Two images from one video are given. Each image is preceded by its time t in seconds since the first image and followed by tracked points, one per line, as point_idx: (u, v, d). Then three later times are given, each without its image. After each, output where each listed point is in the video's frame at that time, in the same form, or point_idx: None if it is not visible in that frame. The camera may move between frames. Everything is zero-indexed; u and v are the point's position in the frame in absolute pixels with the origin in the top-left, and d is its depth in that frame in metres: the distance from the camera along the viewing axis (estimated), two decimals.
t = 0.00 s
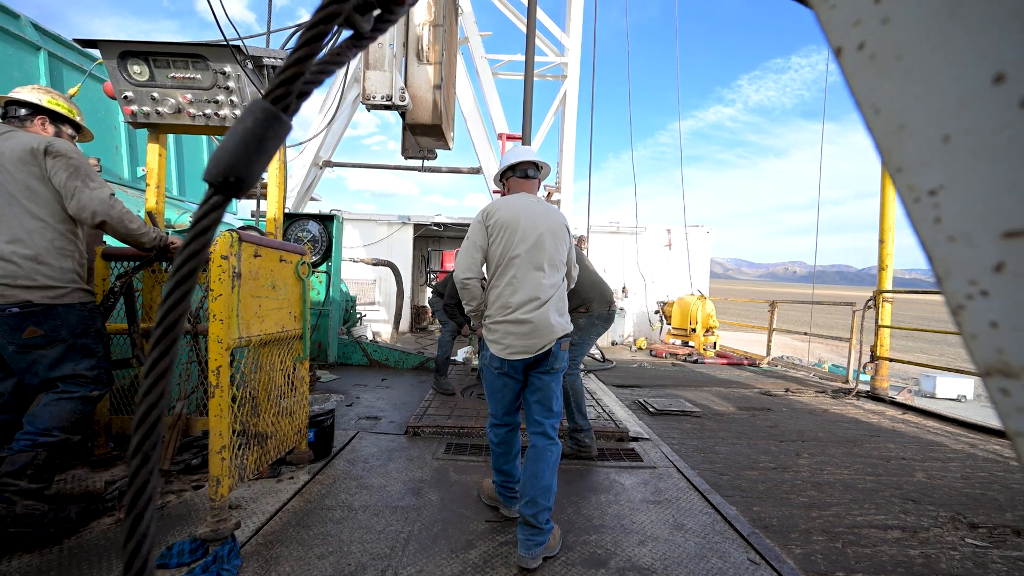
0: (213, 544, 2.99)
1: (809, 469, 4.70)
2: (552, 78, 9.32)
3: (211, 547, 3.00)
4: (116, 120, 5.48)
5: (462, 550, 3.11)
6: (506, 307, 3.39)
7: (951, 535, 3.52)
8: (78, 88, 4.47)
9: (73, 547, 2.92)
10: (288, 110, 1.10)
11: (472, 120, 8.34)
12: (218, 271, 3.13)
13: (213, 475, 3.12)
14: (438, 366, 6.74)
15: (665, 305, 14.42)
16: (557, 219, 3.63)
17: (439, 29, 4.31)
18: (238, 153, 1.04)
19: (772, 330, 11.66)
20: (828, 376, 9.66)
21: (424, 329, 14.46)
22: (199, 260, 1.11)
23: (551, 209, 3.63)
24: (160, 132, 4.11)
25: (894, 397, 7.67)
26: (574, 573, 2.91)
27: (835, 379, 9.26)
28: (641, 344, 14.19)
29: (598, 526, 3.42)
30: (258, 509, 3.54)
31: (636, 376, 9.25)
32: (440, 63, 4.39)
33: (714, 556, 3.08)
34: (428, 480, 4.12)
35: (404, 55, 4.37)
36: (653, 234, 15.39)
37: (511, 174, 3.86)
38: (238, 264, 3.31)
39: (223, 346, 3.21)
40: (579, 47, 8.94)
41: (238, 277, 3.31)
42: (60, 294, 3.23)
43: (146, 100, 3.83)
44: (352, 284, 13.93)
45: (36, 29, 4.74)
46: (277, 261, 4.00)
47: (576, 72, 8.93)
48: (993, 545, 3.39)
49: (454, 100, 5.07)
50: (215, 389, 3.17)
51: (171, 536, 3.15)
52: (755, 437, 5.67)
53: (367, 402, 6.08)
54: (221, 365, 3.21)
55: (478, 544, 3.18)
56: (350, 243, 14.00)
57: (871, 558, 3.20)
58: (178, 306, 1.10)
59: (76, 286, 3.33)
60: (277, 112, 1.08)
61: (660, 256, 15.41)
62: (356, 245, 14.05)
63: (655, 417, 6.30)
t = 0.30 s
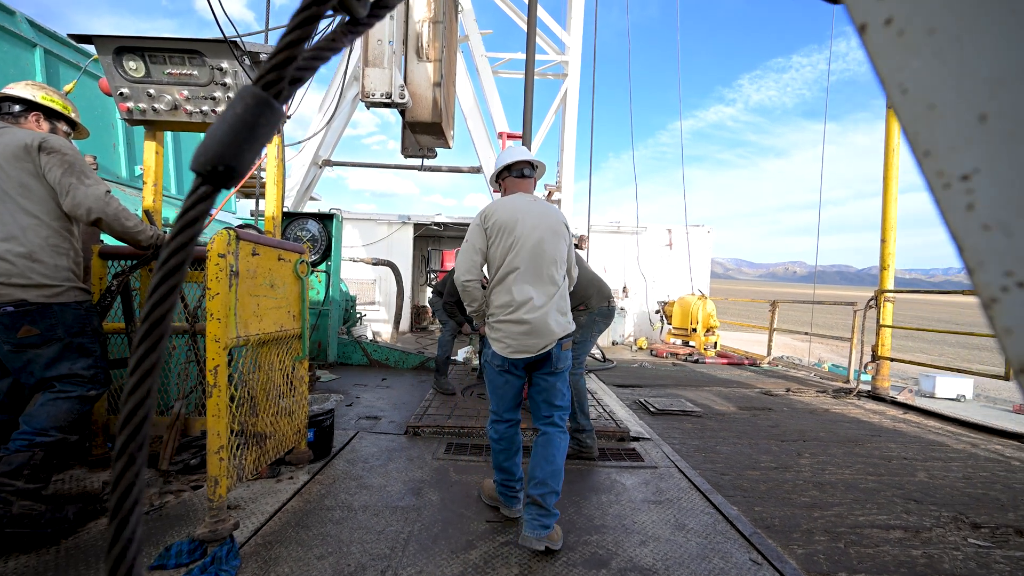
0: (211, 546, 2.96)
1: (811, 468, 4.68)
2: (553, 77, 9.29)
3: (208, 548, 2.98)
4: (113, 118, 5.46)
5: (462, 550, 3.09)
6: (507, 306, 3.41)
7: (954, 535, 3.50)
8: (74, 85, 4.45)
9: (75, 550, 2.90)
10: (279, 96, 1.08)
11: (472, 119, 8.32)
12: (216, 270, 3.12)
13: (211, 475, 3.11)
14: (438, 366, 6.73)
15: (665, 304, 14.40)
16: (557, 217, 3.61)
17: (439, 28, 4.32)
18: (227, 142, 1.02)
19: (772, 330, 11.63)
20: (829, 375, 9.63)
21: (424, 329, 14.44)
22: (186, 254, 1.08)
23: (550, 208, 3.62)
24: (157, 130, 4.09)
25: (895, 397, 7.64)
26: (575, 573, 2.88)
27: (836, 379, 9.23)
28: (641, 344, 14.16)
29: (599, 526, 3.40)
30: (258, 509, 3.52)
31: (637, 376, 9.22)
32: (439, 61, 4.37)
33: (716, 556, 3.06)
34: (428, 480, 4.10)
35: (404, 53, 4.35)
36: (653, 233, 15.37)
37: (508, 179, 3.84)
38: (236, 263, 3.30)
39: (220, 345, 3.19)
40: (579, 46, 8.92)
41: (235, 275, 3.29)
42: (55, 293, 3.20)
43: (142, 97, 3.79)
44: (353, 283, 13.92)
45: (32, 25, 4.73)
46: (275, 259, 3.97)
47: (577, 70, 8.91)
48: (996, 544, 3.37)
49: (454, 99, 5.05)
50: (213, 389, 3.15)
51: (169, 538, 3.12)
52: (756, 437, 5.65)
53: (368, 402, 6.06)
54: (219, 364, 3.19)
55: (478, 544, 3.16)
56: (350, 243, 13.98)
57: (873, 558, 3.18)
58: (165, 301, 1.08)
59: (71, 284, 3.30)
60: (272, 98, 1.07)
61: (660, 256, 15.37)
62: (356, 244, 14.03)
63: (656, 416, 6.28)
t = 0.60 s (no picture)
0: (209, 544, 2.93)
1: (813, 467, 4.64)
2: (554, 73, 9.24)
3: (206, 547, 2.95)
4: (111, 115, 5.42)
5: (463, 550, 3.05)
6: (508, 302, 3.42)
7: (958, 535, 3.46)
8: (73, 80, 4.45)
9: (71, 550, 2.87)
10: (270, 80, 1.06)
11: (473, 116, 8.28)
12: (212, 266, 3.09)
13: (208, 474, 3.08)
14: (438, 364, 6.71)
15: (666, 303, 14.35)
16: (558, 212, 3.59)
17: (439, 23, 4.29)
18: (217, 126, 0.99)
19: (773, 328, 11.59)
20: (830, 373, 9.60)
21: (424, 327, 14.40)
22: (173, 244, 1.05)
23: (548, 204, 3.59)
24: (154, 127, 4.06)
25: (897, 395, 7.61)
26: (577, 573, 2.84)
27: (837, 377, 9.20)
28: (642, 342, 14.14)
29: (601, 525, 3.36)
30: (257, 507, 3.49)
31: (637, 375, 9.18)
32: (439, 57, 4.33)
33: (719, 556, 3.03)
34: (428, 479, 4.07)
35: (404, 49, 4.31)
36: (654, 231, 15.33)
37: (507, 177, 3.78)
38: (233, 259, 3.27)
39: (218, 343, 3.15)
40: (580, 43, 8.87)
41: (233, 272, 3.26)
42: (50, 290, 3.17)
43: (139, 92, 3.76)
44: (353, 281, 13.88)
45: (29, 21, 4.69)
46: (274, 256, 3.94)
47: (578, 67, 8.86)
48: (1000, 544, 3.33)
49: (454, 95, 5.01)
50: (210, 386, 3.11)
51: (167, 537, 3.09)
52: (758, 435, 5.62)
53: (367, 400, 6.03)
54: (217, 362, 3.15)
55: (479, 544, 3.12)
56: (350, 241, 13.95)
57: (877, 558, 3.15)
58: (151, 295, 1.05)
59: (67, 281, 3.26)
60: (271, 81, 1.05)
61: (661, 254, 15.33)
62: (356, 242, 13.99)
63: (657, 415, 6.24)
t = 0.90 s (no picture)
0: (210, 555, 2.89)
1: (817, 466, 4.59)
2: (555, 70, 9.19)
3: (206, 553, 2.91)
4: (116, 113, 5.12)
5: (463, 550, 3.01)
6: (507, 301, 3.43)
7: (964, 534, 3.42)
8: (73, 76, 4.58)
9: (71, 553, 2.82)
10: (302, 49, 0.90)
11: (473, 113, 8.23)
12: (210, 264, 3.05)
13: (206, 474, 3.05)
14: (439, 362, 6.62)
15: (666, 301, 14.31)
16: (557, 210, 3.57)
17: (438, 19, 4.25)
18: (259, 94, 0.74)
19: (775, 326, 11.54)
20: (832, 372, 9.55)
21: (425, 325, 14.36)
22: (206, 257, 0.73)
23: (550, 201, 3.54)
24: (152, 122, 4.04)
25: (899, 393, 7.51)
26: (579, 574, 2.80)
27: (839, 375, 9.15)
28: (643, 340, 14.09)
29: (603, 525, 3.32)
30: (255, 507, 3.46)
31: (638, 373, 9.13)
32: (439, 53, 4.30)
33: (722, 556, 2.99)
34: (428, 478, 4.03)
35: (403, 44, 4.24)
36: (655, 229, 15.28)
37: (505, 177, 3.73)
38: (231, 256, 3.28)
39: (215, 341, 3.11)
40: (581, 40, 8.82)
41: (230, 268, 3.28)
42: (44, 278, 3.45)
43: (137, 87, 3.80)
44: (353, 279, 13.85)
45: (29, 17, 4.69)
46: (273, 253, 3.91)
47: (578, 64, 8.81)
48: (1007, 543, 3.29)
49: (454, 92, 4.96)
50: (207, 385, 3.07)
51: (166, 538, 3.05)
52: (760, 434, 5.57)
53: (367, 398, 5.99)
54: (214, 360, 3.11)
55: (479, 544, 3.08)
56: (350, 239, 13.91)
57: (883, 558, 3.10)
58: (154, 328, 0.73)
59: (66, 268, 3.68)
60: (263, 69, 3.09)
61: (662, 251, 15.28)
62: (355, 240, 13.96)
63: (658, 413, 6.20)
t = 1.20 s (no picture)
0: (208, 557, 2.87)
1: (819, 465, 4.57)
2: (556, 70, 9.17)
3: (204, 555, 2.89)
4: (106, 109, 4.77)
5: (464, 551, 2.99)
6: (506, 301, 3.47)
7: (970, 534, 3.38)
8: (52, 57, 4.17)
9: (70, 553, 2.80)
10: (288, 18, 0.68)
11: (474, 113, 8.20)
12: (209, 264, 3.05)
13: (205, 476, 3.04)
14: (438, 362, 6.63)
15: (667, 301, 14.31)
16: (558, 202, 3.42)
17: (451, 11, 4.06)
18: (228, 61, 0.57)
19: (776, 325, 11.51)
20: (834, 371, 9.52)
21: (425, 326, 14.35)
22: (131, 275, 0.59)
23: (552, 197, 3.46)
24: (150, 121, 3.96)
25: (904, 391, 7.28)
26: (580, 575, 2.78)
27: (841, 375, 9.12)
28: (643, 339, 14.08)
29: (604, 527, 3.30)
30: (254, 508, 3.45)
31: (639, 373, 9.10)
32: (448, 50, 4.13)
33: (725, 559, 2.96)
34: (429, 478, 4.01)
35: (402, 43, 4.12)
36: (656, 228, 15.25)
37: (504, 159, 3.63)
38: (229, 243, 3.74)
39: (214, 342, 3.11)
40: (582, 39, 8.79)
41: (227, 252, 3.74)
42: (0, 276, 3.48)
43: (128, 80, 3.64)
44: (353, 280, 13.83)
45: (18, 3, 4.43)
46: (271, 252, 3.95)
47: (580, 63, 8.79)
48: (1015, 542, 3.26)
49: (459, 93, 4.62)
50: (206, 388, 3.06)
51: (165, 539, 3.04)
52: (762, 434, 5.55)
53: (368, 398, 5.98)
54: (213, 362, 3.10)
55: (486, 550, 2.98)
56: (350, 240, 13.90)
57: (887, 560, 3.07)
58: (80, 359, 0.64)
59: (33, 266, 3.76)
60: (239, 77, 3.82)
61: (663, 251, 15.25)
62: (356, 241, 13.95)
63: (659, 413, 6.19)
